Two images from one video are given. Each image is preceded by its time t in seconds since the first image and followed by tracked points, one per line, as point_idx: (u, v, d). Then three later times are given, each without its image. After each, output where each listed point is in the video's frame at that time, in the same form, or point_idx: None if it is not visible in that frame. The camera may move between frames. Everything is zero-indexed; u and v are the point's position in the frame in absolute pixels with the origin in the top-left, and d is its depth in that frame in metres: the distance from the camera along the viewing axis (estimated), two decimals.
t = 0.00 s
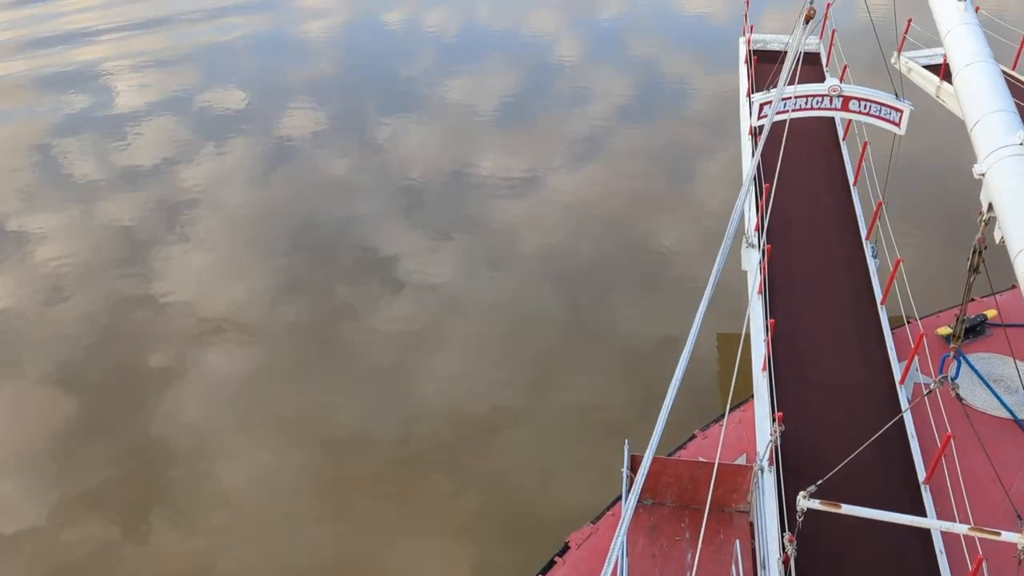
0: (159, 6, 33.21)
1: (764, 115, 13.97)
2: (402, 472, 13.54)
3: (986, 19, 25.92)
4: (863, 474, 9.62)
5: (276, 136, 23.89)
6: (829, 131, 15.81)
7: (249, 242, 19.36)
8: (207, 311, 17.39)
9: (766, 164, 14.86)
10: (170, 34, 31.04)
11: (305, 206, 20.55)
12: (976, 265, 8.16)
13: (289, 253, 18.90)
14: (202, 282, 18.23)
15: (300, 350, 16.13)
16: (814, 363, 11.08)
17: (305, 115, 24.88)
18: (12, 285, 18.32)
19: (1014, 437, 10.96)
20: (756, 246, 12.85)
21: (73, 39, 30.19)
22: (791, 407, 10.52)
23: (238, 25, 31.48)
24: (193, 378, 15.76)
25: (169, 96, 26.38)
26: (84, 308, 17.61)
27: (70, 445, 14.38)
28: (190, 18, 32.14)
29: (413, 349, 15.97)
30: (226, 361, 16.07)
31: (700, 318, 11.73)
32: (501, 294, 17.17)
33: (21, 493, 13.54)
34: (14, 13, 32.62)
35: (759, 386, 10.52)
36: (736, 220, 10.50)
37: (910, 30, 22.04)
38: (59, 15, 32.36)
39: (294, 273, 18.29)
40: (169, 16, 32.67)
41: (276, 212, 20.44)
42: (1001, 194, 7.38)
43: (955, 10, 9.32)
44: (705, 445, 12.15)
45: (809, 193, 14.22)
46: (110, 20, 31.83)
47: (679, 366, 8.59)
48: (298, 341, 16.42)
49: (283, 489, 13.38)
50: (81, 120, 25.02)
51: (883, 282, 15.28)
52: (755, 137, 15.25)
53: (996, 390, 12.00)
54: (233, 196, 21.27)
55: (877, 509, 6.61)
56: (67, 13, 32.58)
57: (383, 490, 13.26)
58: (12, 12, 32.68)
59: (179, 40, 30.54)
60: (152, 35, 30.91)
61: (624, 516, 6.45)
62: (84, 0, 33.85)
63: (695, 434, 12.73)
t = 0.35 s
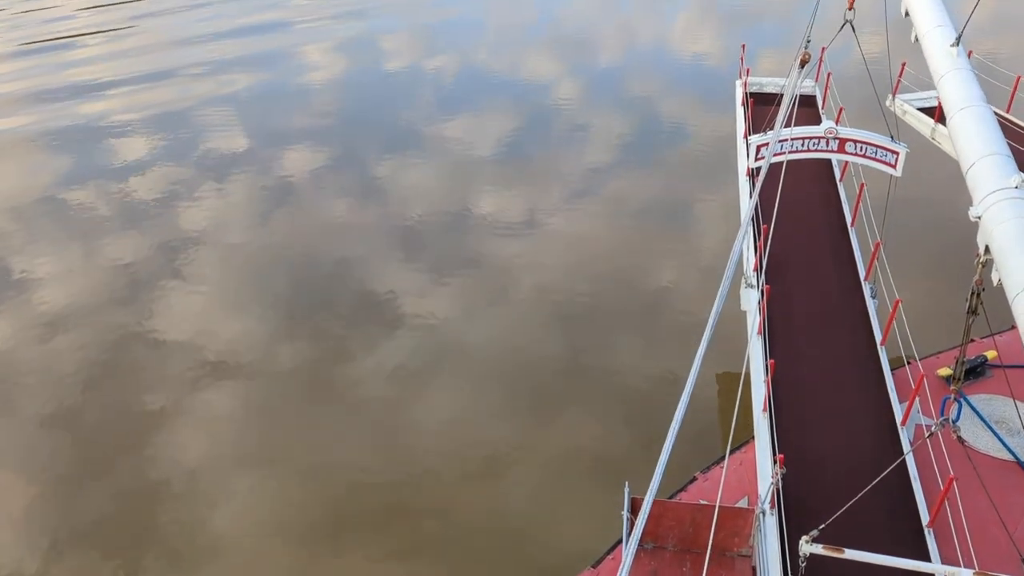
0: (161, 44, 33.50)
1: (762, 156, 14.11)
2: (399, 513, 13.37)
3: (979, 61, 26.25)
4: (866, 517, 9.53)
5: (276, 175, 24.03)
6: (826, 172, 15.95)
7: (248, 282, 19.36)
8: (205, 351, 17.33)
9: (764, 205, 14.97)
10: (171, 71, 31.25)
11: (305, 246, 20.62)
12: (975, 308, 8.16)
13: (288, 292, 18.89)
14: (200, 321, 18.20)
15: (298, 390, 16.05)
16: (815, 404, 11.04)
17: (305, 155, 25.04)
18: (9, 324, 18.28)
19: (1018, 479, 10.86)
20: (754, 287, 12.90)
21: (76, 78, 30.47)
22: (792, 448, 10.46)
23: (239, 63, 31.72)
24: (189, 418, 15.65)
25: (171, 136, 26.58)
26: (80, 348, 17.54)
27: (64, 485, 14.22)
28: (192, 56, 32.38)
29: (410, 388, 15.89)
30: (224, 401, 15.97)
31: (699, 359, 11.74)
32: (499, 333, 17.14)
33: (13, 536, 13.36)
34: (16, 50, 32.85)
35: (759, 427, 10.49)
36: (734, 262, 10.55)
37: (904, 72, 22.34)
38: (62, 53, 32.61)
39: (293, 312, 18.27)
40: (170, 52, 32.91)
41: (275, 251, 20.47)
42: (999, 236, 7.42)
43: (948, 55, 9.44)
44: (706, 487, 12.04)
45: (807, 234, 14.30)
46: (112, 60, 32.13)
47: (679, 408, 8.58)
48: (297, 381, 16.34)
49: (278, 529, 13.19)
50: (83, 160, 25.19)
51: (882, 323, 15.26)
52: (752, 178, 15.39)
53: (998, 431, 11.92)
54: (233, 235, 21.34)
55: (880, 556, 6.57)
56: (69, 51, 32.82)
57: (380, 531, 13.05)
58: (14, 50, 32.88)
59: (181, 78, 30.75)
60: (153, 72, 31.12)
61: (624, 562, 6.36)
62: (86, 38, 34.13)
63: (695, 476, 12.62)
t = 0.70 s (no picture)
0: (161, 81, 33.74)
1: (758, 193, 14.22)
2: (395, 549, 13.19)
3: (972, 98, 26.54)
4: (868, 556, 9.44)
5: (275, 210, 24.09)
6: (822, 208, 16.06)
7: (245, 316, 19.31)
8: (200, 386, 17.23)
9: (761, 241, 15.07)
10: (171, 107, 31.44)
11: (302, 280, 20.61)
12: (971, 345, 8.15)
13: (285, 327, 18.84)
14: (196, 356, 18.12)
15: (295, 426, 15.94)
16: (813, 440, 11.00)
17: (305, 190, 25.15)
18: (3, 360, 18.18)
19: (1019, 518, 10.77)
20: (752, 322, 12.93)
21: (77, 116, 30.66)
22: (792, 486, 10.39)
23: (238, 99, 31.91)
24: (184, 454, 15.50)
25: (171, 171, 26.70)
26: (75, 384, 17.42)
27: (54, 521, 14.02)
28: (192, 91, 32.56)
29: (407, 424, 15.78)
30: (218, 437, 15.84)
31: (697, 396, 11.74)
32: (496, 368, 17.07)
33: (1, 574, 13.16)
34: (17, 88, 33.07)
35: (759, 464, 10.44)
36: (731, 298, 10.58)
37: (898, 110, 22.58)
38: (64, 89, 32.94)
39: (289, 347, 18.20)
40: (170, 88, 33.11)
41: (272, 285, 20.46)
42: (994, 274, 7.45)
43: (940, 95, 9.55)
44: (705, 524, 11.93)
45: (803, 270, 14.36)
46: (113, 96, 32.33)
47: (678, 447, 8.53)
48: (293, 416, 16.24)
49: (272, 568, 12.98)
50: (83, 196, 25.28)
51: (881, 359, 15.23)
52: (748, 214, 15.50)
53: (998, 469, 11.84)
54: (230, 270, 21.32)
55: None
56: (70, 87, 33.03)
57: (376, 569, 12.86)
58: (17, 85, 33.18)
59: (181, 112, 30.91)
60: (154, 108, 31.31)
61: None
62: (88, 75, 34.37)
63: (694, 514, 12.50)
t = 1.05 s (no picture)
0: (162, 115, 33.89)
1: (755, 225, 14.29)
2: None
3: (967, 130, 26.73)
4: None
5: (273, 242, 24.10)
6: (820, 241, 16.14)
7: (242, 348, 19.24)
8: (196, 418, 17.12)
9: (759, 273, 15.12)
10: (171, 141, 31.58)
11: (300, 311, 20.57)
12: (970, 378, 8.15)
13: (283, 358, 18.78)
14: (192, 388, 18.02)
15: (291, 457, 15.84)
16: (813, 473, 10.95)
17: (303, 223, 25.21)
18: None
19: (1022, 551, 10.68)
20: (751, 355, 12.94)
21: (77, 150, 30.75)
22: (792, 519, 10.32)
23: (237, 134, 32.03)
24: (179, 487, 15.36)
25: (171, 204, 26.83)
26: (71, 416, 17.29)
27: (45, 555, 13.83)
28: (192, 125, 32.69)
29: (404, 456, 15.68)
30: (214, 469, 15.72)
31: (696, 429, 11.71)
32: (493, 400, 17.00)
33: None
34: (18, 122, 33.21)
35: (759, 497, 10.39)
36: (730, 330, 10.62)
37: (893, 142, 22.74)
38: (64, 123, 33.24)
39: (286, 378, 18.12)
40: (171, 122, 33.32)
41: (270, 316, 20.42)
42: (990, 307, 7.48)
43: (935, 128, 9.65)
44: (706, 558, 11.83)
45: (801, 301, 14.41)
46: (113, 130, 32.44)
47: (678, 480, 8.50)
48: (290, 448, 16.14)
49: None
50: (83, 228, 25.31)
51: (880, 391, 15.18)
52: (746, 246, 15.57)
53: (1000, 501, 11.76)
54: (228, 301, 21.28)
55: None
56: (71, 121, 33.17)
57: None
58: (19, 120, 33.47)
59: (181, 146, 31.00)
60: (154, 143, 31.44)
61: None
62: (88, 109, 34.53)
63: (694, 548, 12.39)
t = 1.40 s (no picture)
0: (161, 140, 34.03)
1: (752, 251, 14.35)
2: None
3: (960, 158, 26.97)
4: None
5: (270, 265, 24.11)
6: (816, 268, 16.21)
7: (238, 373, 19.18)
8: (190, 444, 17.03)
9: (756, 299, 15.17)
10: (171, 168, 31.67)
11: (297, 335, 20.54)
12: (967, 406, 8.16)
13: (279, 383, 18.72)
14: (187, 414, 17.93)
15: (287, 483, 15.75)
16: (811, 500, 10.90)
17: (300, 246, 25.23)
18: None
19: None
20: (748, 381, 12.94)
21: (76, 175, 30.84)
22: (791, 547, 10.26)
23: (236, 159, 32.16)
24: (173, 513, 15.24)
25: (169, 226, 26.87)
26: (65, 441, 17.19)
27: None
28: (190, 149, 32.91)
29: (400, 481, 15.60)
30: (209, 496, 15.61)
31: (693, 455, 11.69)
32: (490, 425, 16.95)
33: None
34: (17, 147, 33.32)
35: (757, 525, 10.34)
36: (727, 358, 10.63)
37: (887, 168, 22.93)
38: (65, 148, 33.38)
39: (282, 402, 18.05)
40: (170, 147, 33.47)
41: (266, 340, 20.39)
42: (987, 334, 7.49)
43: (929, 156, 9.73)
44: None
45: (798, 327, 14.44)
46: (112, 155, 32.56)
47: (676, 509, 8.47)
48: (286, 473, 16.04)
49: None
50: (80, 251, 25.29)
51: (878, 417, 15.15)
52: (743, 272, 15.63)
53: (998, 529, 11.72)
54: (224, 324, 21.25)
55: None
56: (70, 147, 33.30)
57: None
58: (20, 144, 33.60)
59: (179, 172, 31.09)
60: (152, 167, 31.54)
61: None
62: (88, 134, 34.70)
63: None
